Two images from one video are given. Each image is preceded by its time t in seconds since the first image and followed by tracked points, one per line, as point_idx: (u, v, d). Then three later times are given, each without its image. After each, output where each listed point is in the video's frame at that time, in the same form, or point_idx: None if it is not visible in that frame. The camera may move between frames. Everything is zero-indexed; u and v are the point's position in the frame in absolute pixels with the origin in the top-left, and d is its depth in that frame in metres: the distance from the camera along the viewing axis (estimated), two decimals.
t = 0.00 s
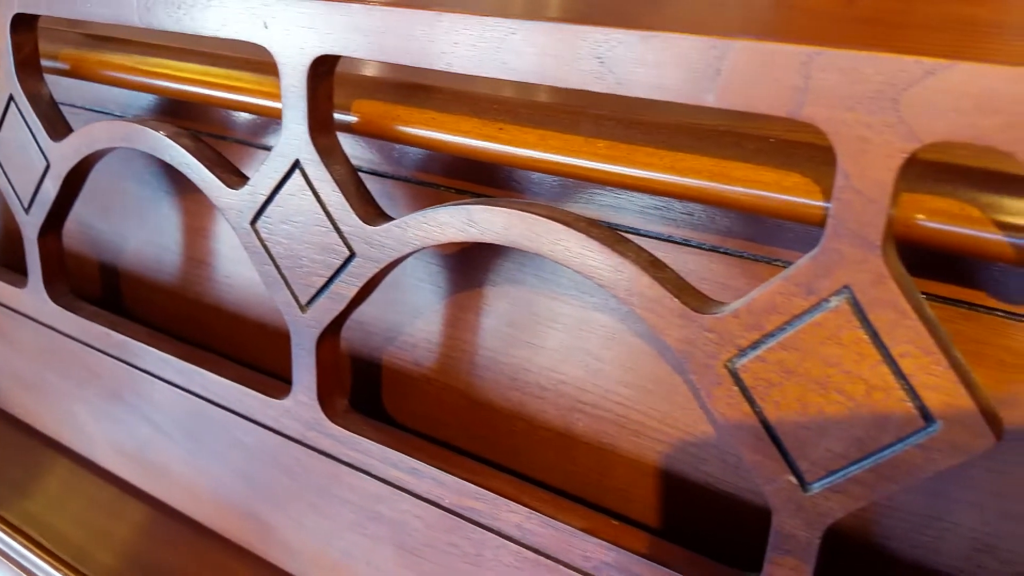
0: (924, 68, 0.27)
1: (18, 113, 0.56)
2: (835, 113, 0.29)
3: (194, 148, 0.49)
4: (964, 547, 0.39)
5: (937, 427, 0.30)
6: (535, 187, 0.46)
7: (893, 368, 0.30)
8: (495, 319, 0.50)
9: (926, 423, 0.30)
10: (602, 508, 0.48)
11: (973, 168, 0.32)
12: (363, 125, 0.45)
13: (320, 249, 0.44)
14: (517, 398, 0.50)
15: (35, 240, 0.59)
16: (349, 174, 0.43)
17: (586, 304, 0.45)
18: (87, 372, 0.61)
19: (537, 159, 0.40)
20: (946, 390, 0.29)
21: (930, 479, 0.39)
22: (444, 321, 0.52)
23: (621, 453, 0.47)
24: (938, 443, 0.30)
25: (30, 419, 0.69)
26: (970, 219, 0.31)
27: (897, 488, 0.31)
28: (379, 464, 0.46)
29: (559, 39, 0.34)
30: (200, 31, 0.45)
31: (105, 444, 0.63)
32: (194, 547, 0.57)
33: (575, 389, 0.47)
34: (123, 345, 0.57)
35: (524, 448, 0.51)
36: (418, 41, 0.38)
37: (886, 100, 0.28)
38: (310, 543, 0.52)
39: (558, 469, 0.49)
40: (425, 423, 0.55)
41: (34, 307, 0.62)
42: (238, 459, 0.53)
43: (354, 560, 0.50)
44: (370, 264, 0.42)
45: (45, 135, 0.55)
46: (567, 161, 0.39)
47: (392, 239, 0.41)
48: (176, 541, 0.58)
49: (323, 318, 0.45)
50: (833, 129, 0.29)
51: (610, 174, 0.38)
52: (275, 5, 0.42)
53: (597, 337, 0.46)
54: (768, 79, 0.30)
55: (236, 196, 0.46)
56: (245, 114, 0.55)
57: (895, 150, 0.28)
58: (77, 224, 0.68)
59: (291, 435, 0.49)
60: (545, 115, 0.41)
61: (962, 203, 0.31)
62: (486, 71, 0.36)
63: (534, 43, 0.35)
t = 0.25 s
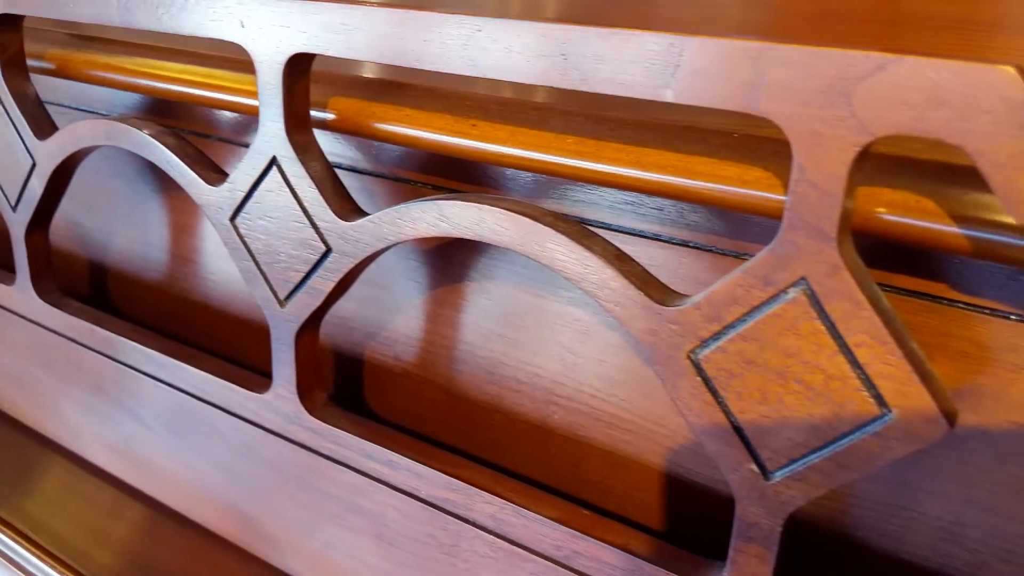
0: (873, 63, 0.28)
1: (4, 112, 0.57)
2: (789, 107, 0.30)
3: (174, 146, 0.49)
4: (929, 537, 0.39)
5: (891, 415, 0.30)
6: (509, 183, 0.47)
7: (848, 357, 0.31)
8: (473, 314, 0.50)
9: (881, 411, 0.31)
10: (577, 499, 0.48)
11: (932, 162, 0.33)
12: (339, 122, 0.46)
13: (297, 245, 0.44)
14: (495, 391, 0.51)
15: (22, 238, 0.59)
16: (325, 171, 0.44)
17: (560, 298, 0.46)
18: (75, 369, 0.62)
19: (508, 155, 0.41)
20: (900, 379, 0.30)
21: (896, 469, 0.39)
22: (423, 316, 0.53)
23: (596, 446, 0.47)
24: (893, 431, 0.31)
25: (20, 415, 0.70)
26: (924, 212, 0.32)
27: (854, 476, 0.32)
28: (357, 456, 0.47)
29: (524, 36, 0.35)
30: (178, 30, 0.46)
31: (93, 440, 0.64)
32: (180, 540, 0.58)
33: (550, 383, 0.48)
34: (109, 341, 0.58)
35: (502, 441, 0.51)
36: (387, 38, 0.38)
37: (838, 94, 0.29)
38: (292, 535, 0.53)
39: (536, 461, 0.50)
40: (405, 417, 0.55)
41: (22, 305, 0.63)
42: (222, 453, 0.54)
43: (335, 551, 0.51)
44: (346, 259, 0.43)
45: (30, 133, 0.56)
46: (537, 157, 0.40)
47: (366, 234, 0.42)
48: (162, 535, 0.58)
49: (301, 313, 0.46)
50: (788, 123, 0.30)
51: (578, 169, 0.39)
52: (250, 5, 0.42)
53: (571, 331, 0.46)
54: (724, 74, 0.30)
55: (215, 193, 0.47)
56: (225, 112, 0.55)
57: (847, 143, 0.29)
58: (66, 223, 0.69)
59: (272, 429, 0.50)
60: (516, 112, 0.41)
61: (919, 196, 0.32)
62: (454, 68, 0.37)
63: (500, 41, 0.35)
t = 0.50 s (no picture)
0: (838, 59, 0.28)
1: None
2: (757, 103, 0.30)
3: (162, 144, 0.50)
4: (904, 527, 0.40)
5: (860, 406, 0.31)
6: (493, 180, 0.47)
7: (817, 349, 0.31)
8: (457, 310, 0.51)
9: (850, 402, 0.31)
10: (561, 493, 0.49)
11: (902, 157, 0.33)
12: (324, 120, 0.46)
13: (282, 241, 0.45)
14: (480, 386, 0.51)
15: (15, 237, 0.60)
16: (309, 169, 0.44)
17: (543, 294, 0.47)
18: (67, 366, 0.62)
19: (489, 153, 0.41)
20: (867, 371, 0.30)
21: (872, 461, 0.40)
22: (409, 312, 0.53)
23: (579, 440, 0.48)
24: (861, 421, 0.31)
25: (14, 412, 0.71)
26: (893, 206, 0.32)
27: (824, 466, 0.33)
28: (344, 450, 0.47)
29: (501, 35, 0.35)
30: (165, 29, 0.46)
31: (86, 437, 0.65)
32: (171, 535, 0.59)
33: (534, 377, 0.49)
34: (101, 338, 0.58)
35: (487, 435, 0.52)
36: (368, 37, 0.39)
37: (804, 90, 0.29)
38: (281, 529, 0.53)
39: (520, 455, 0.51)
40: (393, 412, 0.56)
41: (15, 303, 0.63)
42: (212, 448, 0.55)
43: (323, 544, 0.51)
44: (330, 256, 0.43)
45: (21, 133, 0.57)
46: (517, 154, 0.41)
47: (350, 230, 0.42)
48: (154, 530, 0.59)
49: (287, 309, 0.46)
50: (757, 120, 0.30)
51: (557, 166, 0.40)
52: (235, 5, 0.43)
53: (554, 326, 0.47)
54: (694, 71, 0.31)
55: (202, 191, 0.48)
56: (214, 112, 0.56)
57: (813, 138, 0.29)
58: (59, 222, 0.70)
59: (260, 425, 0.51)
60: (497, 110, 0.42)
61: (889, 191, 0.32)
62: (434, 66, 0.37)
63: (477, 39, 0.36)
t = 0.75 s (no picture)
0: (806, 55, 0.29)
1: None
2: (727, 99, 0.31)
3: (151, 142, 0.51)
4: (882, 518, 0.40)
5: (831, 397, 0.31)
6: (477, 176, 0.48)
7: (789, 341, 0.32)
8: (444, 305, 0.52)
9: (821, 393, 0.32)
10: (546, 485, 0.49)
11: (875, 152, 0.33)
12: (311, 118, 0.47)
13: (269, 237, 0.46)
14: (466, 381, 0.52)
15: (8, 235, 0.61)
16: (295, 166, 0.45)
17: (527, 290, 0.47)
18: (60, 363, 0.63)
19: (472, 149, 0.42)
20: (837, 362, 0.31)
21: (849, 453, 0.40)
22: (397, 308, 0.54)
23: (564, 433, 0.48)
24: (831, 412, 0.32)
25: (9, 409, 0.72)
26: (865, 200, 0.32)
27: (797, 456, 0.33)
28: (330, 443, 0.48)
29: (479, 33, 0.36)
30: (153, 28, 0.47)
31: (79, 433, 0.65)
32: (163, 530, 0.59)
33: (519, 372, 0.49)
34: (93, 335, 0.59)
35: (474, 430, 0.53)
36: (351, 36, 0.39)
37: (773, 86, 0.30)
38: (271, 522, 0.54)
39: (506, 450, 0.51)
40: (382, 407, 0.57)
41: (9, 300, 0.64)
42: (203, 444, 0.56)
43: (311, 537, 0.52)
44: (316, 252, 0.44)
45: (14, 131, 0.57)
46: (499, 151, 0.41)
47: (334, 226, 0.43)
48: (146, 524, 0.60)
49: (274, 305, 0.47)
50: (727, 115, 0.31)
51: (537, 162, 0.40)
52: (221, 4, 0.43)
53: (538, 321, 0.48)
54: (666, 68, 0.32)
55: (191, 188, 0.48)
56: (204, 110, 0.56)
57: (782, 133, 0.30)
58: (54, 221, 0.71)
59: (249, 419, 0.52)
60: (480, 107, 0.43)
61: (860, 185, 0.33)
62: (415, 64, 0.38)
63: (457, 37, 0.36)
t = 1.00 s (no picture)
0: (772, 50, 0.29)
1: None
2: (697, 94, 0.31)
3: (140, 139, 0.51)
4: (857, 508, 0.41)
5: (799, 385, 0.32)
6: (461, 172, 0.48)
7: (758, 331, 0.32)
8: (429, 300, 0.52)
9: (790, 382, 0.32)
10: (531, 477, 0.50)
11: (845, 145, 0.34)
12: (297, 115, 0.47)
13: (255, 232, 0.46)
14: (452, 374, 0.53)
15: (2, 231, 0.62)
16: (281, 162, 0.46)
17: (510, 284, 0.48)
18: (52, 357, 0.64)
19: (454, 144, 0.43)
20: (805, 352, 0.32)
21: (824, 444, 0.41)
22: (383, 303, 0.54)
23: (547, 426, 0.49)
24: (800, 400, 0.32)
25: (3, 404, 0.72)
26: (834, 193, 0.33)
27: (767, 445, 0.34)
28: (317, 435, 0.49)
29: (457, 29, 0.36)
30: (141, 26, 0.48)
31: (71, 427, 0.66)
32: (154, 523, 0.60)
33: (503, 365, 0.50)
34: (84, 329, 0.60)
35: (460, 423, 0.53)
36: (333, 33, 0.40)
37: (740, 81, 0.30)
38: (260, 514, 0.55)
39: (490, 442, 0.52)
40: (370, 401, 0.57)
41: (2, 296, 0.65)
42: (192, 436, 0.56)
43: (298, 529, 0.53)
44: (300, 246, 0.45)
45: (6, 129, 0.58)
46: (480, 146, 0.42)
47: (318, 221, 0.44)
48: (136, 517, 0.61)
49: (260, 299, 0.48)
50: (697, 110, 0.32)
51: (517, 157, 0.41)
52: (208, 2, 0.44)
53: (521, 315, 0.48)
54: (637, 63, 0.32)
55: (179, 183, 0.49)
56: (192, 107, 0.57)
57: (750, 127, 0.30)
58: (48, 218, 0.71)
59: (238, 412, 0.52)
60: (462, 104, 0.43)
61: (829, 178, 0.33)
62: (395, 60, 0.39)
63: (435, 33, 0.37)
